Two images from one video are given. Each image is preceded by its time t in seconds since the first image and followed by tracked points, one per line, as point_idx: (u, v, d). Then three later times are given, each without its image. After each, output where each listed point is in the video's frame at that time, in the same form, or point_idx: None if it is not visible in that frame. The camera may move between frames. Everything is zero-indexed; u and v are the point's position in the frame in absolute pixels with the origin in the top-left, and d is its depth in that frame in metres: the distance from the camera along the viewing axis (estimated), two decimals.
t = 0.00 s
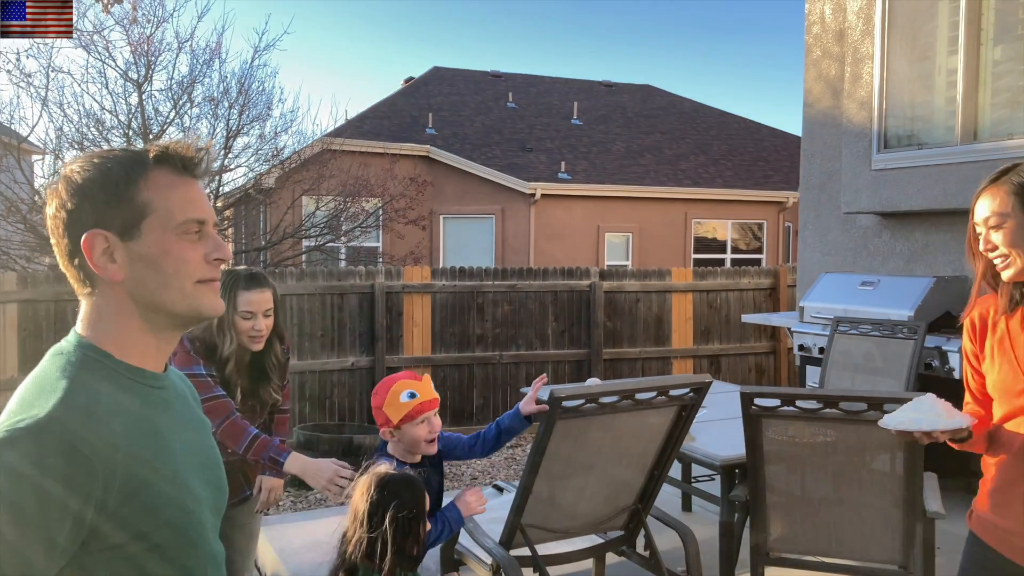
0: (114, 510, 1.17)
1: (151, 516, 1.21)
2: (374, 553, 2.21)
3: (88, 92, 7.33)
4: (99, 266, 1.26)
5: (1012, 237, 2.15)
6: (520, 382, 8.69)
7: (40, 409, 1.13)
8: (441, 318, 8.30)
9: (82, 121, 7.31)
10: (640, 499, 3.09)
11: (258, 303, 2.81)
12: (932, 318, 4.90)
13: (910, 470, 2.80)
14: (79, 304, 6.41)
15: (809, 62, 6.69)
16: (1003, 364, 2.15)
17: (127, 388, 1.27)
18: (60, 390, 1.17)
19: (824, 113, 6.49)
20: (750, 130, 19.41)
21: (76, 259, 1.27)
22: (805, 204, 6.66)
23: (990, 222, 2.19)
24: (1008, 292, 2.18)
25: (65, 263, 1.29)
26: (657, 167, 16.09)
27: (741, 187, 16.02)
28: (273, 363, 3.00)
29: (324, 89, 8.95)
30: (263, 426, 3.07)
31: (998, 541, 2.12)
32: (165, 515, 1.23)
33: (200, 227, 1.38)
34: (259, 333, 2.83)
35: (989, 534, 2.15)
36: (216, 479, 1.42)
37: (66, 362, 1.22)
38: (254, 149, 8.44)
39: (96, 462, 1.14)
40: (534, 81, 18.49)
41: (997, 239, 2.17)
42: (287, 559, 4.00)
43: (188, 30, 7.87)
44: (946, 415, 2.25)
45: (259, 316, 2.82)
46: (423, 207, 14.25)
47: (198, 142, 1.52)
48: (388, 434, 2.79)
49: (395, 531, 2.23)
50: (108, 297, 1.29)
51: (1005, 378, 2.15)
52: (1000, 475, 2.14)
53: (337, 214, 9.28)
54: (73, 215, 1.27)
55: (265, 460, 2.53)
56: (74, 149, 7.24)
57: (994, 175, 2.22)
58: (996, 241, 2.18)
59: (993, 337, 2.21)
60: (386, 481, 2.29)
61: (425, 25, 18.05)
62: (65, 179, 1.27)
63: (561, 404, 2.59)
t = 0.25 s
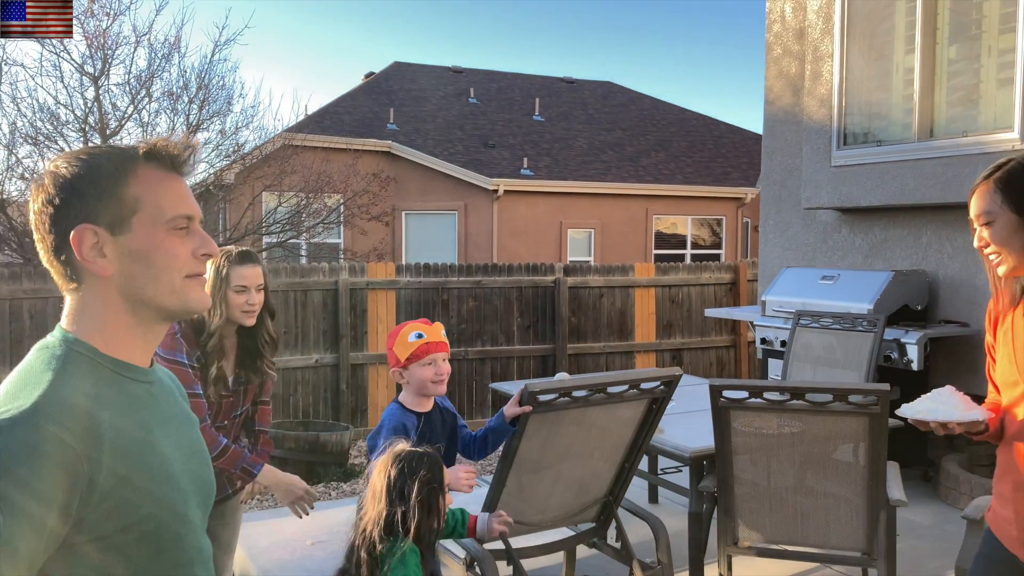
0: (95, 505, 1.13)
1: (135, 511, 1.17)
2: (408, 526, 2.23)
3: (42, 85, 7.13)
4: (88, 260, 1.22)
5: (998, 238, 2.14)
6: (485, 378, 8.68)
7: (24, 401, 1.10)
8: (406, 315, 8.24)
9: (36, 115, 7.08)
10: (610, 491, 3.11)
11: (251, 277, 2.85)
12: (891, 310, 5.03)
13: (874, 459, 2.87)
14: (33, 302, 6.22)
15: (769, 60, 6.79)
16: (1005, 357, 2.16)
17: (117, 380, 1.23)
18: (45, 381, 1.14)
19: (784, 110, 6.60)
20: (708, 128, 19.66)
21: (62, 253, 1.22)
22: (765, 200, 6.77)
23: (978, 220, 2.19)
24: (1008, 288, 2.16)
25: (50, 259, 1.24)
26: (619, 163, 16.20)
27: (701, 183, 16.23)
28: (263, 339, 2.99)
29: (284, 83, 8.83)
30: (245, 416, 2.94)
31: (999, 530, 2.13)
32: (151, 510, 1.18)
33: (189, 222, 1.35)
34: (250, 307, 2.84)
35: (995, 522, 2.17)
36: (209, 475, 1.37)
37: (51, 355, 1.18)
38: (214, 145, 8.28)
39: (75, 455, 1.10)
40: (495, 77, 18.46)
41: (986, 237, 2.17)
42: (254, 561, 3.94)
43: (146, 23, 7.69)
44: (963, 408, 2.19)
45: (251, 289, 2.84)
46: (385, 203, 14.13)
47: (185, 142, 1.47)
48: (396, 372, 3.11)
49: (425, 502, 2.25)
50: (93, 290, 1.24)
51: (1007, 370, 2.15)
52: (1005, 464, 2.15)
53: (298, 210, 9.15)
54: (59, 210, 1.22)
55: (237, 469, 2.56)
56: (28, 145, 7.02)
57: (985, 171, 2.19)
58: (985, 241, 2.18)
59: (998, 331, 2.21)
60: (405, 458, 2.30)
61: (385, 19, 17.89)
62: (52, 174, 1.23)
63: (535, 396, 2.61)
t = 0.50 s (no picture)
0: (114, 490, 1.13)
1: (154, 495, 1.17)
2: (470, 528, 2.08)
3: (12, 78, 7.19)
4: (79, 258, 1.22)
5: (1003, 228, 2.13)
6: (464, 371, 8.69)
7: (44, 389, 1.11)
8: (385, 308, 8.22)
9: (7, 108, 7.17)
10: (596, 481, 3.17)
11: (247, 254, 2.89)
12: (867, 301, 5.13)
13: (855, 446, 2.93)
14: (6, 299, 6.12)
15: (745, 54, 6.85)
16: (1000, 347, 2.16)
17: (134, 371, 1.23)
18: (64, 369, 1.14)
19: (760, 104, 6.68)
20: (681, 120, 19.78)
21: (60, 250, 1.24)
22: (741, 193, 6.85)
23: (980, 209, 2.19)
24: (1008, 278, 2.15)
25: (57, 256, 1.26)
26: (593, 156, 16.25)
27: (675, 176, 16.34)
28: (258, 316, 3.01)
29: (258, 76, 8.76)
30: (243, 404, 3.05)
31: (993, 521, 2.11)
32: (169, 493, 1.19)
33: (173, 214, 1.29)
34: (247, 283, 2.88)
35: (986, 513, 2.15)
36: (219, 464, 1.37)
37: (66, 347, 1.17)
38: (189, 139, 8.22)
39: (97, 439, 1.10)
40: (469, 69, 18.40)
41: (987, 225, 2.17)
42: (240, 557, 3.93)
43: (118, 15, 7.64)
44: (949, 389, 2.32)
45: (247, 266, 2.89)
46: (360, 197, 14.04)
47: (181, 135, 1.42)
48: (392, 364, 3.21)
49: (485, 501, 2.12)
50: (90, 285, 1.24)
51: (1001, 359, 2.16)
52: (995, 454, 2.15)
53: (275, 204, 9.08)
54: (57, 209, 1.24)
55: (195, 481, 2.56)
56: None
57: (991, 161, 2.18)
58: (989, 231, 2.16)
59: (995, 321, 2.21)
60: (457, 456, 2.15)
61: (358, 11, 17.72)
62: (56, 174, 1.25)
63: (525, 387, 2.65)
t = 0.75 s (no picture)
0: (123, 479, 1.12)
1: (162, 483, 1.16)
2: (512, 438, 2.38)
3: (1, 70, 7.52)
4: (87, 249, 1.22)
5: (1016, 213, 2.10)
6: (454, 363, 8.70)
7: (50, 376, 1.09)
8: (375, 301, 8.21)
9: None
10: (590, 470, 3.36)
11: (254, 247, 2.88)
12: (855, 292, 5.20)
13: (845, 433, 3.02)
14: None
15: (734, 48, 6.90)
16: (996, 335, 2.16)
17: (141, 359, 1.21)
18: (71, 357, 1.12)
19: (749, 97, 6.73)
20: (668, 113, 19.83)
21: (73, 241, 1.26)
22: (730, 186, 6.91)
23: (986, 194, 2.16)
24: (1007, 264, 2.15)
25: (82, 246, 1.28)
26: (580, 149, 16.28)
27: (661, 169, 16.41)
28: (263, 309, 3.02)
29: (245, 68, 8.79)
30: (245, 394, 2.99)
31: (993, 511, 2.12)
32: (176, 481, 1.18)
33: (167, 212, 1.25)
34: (251, 276, 2.89)
35: (983, 502, 2.16)
36: (234, 450, 1.36)
37: (79, 336, 1.17)
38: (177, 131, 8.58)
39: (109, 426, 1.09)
40: (456, 62, 18.36)
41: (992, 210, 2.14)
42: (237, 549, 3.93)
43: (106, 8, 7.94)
44: (917, 364, 2.24)
45: (253, 260, 2.88)
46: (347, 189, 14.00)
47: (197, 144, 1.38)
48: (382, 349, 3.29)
49: (526, 413, 2.39)
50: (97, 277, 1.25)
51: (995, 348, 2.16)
52: (989, 442, 2.17)
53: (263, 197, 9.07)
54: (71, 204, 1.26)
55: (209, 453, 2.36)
56: None
57: (1002, 145, 2.15)
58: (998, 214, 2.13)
59: (989, 309, 2.21)
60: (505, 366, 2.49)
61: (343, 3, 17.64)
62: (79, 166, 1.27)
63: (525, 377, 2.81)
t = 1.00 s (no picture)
0: (132, 463, 1.19)
1: (172, 468, 1.23)
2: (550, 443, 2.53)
3: None
4: (108, 242, 1.31)
5: (1005, 207, 2.06)
6: (448, 358, 8.73)
7: (64, 365, 1.16)
8: (370, 296, 8.22)
9: None
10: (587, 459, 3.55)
11: (260, 234, 2.89)
12: (848, 287, 5.25)
13: (838, 424, 3.09)
14: None
15: (729, 44, 6.93)
16: (968, 333, 2.10)
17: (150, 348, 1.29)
18: (83, 349, 1.20)
19: (744, 93, 6.76)
20: (660, 109, 19.86)
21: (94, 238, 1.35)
22: (724, 181, 6.95)
23: (975, 185, 2.12)
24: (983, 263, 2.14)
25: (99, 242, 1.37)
26: (573, 144, 16.30)
27: (654, 164, 16.45)
28: (271, 299, 3.10)
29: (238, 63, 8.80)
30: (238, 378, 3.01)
31: (970, 514, 2.06)
32: (183, 466, 1.24)
33: (178, 199, 1.32)
34: (255, 264, 2.90)
35: (959, 506, 2.09)
36: (246, 435, 1.43)
37: (94, 327, 1.25)
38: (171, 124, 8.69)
39: (121, 411, 1.17)
40: (448, 56, 18.32)
41: (981, 201, 2.10)
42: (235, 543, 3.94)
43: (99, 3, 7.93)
44: (884, 352, 2.09)
45: (258, 247, 2.89)
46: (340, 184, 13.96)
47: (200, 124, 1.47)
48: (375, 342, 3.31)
49: (562, 418, 2.55)
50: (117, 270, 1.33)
51: (966, 346, 2.10)
52: (962, 444, 2.11)
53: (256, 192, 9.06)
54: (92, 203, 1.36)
55: (259, 393, 2.29)
56: None
57: (989, 138, 2.13)
58: (987, 208, 2.09)
59: (961, 306, 2.16)
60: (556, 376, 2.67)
61: None
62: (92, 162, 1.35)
63: (524, 370, 2.97)
